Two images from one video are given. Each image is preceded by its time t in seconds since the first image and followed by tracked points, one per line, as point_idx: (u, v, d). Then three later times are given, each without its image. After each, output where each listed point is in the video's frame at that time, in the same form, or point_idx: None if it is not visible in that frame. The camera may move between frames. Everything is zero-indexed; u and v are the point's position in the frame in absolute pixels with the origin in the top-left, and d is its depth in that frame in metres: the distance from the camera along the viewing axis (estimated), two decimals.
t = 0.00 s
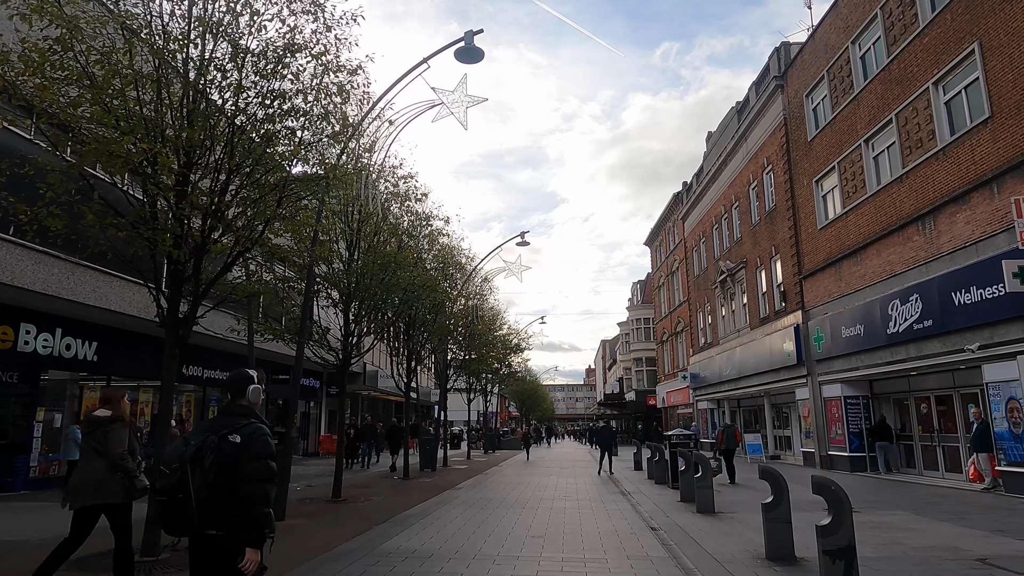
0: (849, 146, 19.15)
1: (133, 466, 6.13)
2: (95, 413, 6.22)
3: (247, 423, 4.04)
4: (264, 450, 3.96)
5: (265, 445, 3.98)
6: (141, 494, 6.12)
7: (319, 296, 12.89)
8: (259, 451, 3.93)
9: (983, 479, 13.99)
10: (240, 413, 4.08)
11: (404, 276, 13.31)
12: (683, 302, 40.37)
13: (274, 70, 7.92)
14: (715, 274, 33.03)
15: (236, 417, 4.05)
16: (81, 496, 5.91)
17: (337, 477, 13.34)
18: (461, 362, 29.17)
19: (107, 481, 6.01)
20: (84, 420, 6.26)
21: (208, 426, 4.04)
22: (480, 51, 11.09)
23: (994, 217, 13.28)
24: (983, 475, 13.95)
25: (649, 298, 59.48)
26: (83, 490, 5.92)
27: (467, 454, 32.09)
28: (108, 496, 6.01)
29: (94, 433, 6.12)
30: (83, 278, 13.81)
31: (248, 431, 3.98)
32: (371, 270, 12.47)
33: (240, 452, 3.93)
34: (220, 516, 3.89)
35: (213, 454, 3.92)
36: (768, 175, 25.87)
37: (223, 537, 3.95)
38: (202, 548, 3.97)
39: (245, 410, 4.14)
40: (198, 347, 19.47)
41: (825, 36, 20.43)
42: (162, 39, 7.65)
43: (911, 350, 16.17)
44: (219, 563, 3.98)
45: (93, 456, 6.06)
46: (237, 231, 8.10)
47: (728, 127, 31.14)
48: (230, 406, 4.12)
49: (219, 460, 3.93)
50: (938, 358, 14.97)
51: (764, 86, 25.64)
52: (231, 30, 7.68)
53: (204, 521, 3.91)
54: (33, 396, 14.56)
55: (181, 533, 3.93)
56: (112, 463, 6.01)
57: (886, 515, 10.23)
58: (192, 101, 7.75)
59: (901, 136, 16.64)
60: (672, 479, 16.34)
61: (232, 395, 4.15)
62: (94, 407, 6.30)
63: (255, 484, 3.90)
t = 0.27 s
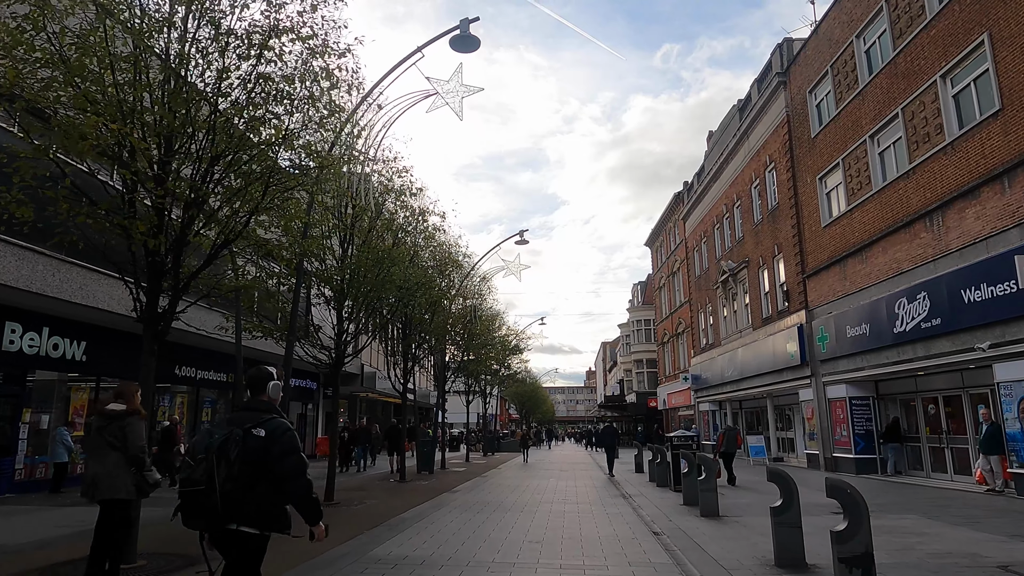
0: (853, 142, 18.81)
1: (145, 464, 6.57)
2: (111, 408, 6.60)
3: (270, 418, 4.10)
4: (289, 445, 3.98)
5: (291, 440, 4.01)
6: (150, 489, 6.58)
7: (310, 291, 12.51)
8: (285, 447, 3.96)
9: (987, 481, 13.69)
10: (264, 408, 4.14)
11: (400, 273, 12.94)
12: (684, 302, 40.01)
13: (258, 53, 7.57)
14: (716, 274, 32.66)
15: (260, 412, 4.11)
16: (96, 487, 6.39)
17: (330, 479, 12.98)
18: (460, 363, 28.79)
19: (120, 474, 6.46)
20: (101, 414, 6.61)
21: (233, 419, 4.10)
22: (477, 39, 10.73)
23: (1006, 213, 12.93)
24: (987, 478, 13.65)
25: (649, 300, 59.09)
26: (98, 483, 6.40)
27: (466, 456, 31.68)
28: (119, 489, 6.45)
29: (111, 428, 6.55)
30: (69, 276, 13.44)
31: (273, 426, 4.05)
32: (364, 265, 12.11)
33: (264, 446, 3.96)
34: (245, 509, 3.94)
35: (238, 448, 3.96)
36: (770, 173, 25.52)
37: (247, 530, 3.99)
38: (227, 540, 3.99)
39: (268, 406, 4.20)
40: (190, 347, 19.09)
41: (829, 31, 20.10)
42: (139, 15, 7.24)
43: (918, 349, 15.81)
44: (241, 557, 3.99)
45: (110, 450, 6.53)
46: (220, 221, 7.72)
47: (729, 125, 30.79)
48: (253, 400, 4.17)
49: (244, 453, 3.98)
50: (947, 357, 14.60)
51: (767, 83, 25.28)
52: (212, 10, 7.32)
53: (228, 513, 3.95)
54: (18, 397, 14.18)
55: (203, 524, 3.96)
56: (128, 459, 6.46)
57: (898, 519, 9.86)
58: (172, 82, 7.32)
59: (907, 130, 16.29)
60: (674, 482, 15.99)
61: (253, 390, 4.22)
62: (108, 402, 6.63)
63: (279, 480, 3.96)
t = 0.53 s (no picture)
0: (862, 139, 18.40)
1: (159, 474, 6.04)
2: (123, 416, 6.09)
3: (296, 427, 3.85)
4: (317, 454, 3.75)
5: (317, 449, 3.78)
6: (164, 500, 6.04)
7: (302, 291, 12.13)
8: (312, 456, 3.73)
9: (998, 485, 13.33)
10: (290, 416, 3.90)
11: (397, 271, 12.57)
12: (688, 303, 39.61)
13: (243, 38, 7.20)
14: (721, 275, 32.23)
15: (286, 421, 3.87)
16: (107, 499, 5.88)
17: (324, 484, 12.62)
18: (461, 365, 28.41)
19: (135, 485, 5.93)
20: (112, 422, 6.14)
21: (259, 429, 3.84)
22: (476, 30, 10.38)
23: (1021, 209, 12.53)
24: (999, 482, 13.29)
25: (652, 301, 58.68)
26: (109, 494, 5.89)
27: (467, 459, 31.29)
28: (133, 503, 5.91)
29: (123, 436, 6.05)
30: (57, 275, 13.09)
31: (301, 435, 3.80)
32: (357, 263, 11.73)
33: (291, 457, 3.71)
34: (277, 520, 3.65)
35: (265, 459, 3.69)
36: (776, 171, 25.11)
37: (280, 544, 3.71)
38: (259, 555, 3.70)
39: (293, 415, 3.97)
40: (184, 348, 18.68)
41: (836, 26, 19.71)
42: None
43: (930, 350, 15.38)
44: (276, 572, 3.69)
45: (122, 459, 6.01)
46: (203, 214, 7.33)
47: (733, 123, 30.40)
48: (279, 409, 3.95)
49: (272, 465, 3.71)
50: (960, 358, 14.19)
51: (772, 80, 24.88)
52: None
53: (260, 525, 3.65)
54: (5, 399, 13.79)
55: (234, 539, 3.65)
56: (140, 469, 5.93)
57: (914, 527, 9.48)
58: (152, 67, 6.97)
59: (917, 125, 15.89)
60: (679, 487, 15.58)
61: (276, 398, 3.99)
62: (121, 410, 6.17)
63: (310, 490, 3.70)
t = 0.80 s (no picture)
0: (867, 134, 18.09)
1: (169, 466, 6.56)
2: (133, 411, 6.65)
3: (314, 419, 3.99)
4: (332, 448, 3.87)
5: (333, 443, 3.90)
6: (175, 492, 6.56)
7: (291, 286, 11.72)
8: (327, 449, 3.85)
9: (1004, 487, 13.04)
10: (309, 411, 4.02)
11: (392, 267, 12.26)
12: (689, 303, 39.30)
13: (229, 19, 6.88)
14: (723, 274, 31.92)
15: (305, 415, 4.00)
16: (119, 492, 6.37)
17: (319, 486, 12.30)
18: (461, 365, 28.08)
19: (145, 477, 6.44)
20: (123, 418, 6.68)
21: (277, 421, 4.02)
22: (474, 18, 10.07)
23: None
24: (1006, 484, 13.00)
25: (653, 301, 58.32)
26: (122, 487, 6.39)
27: (466, 460, 30.93)
28: (144, 495, 6.42)
29: (133, 431, 6.58)
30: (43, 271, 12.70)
31: (318, 429, 3.93)
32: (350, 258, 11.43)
33: (305, 448, 3.85)
34: (286, 510, 3.83)
35: (279, 449, 3.86)
36: (779, 168, 24.79)
37: (289, 532, 3.88)
38: (266, 542, 3.90)
39: (312, 410, 4.09)
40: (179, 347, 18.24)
41: (840, 19, 19.40)
42: None
43: (938, 348, 15.06)
44: (285, 558, 3.88)
45: (132, 453, 6.51)
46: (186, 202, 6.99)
47: (735, 120, 30.09)
48: (298, 403, 4.08)
49: (287, 455, 3.89)
50: (970, 356, 13.86)
51: (775, 75, 24.56)
52: None
53: (271, 514, 3.85)
54: None
55: (244, 523, 3.88)
56: (149, 462, 6.44)
57: (926, 530, 9.19)
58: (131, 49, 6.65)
59: (925, 119, 15.58)
60: (681, 488, 15.27)
61: (298, 391, 4.10)
62: (131, 407, 6.72)
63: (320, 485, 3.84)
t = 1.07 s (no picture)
0: (874, 129, 17.75)
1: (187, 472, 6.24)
2: (153, 418, 6.36)
3: (349, 432, 4.01)
4: (366, 458, 3.89)
5: (367, 453, 3.93)
6: (195, 499, 6.24)
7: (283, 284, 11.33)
8: (361, 460, 3.87)
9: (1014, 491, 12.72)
10: (344, 423, 4.06)
11: (387, 263, 11.94)
12: (691, 302, 38.95)
13: None
14: (725, 273, 31.57)
15: (340, 427, 4.03)
16: (138, 500, 6.05)
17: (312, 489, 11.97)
18: (460, 365, 27.73)
19: (165, 484, 6.12)
20: (141, 425, 6.37)
21: (312, 434, 4.03)
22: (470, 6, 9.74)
23: None
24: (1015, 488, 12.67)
25: (654, 301, 57.96)
26: (141, 495, 6.05)
27: (466, 461, 30.56)
28: (164, 502, 6.10)
29: (152, 439, 6.25)
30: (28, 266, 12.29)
31: (353, 441, 3.96)
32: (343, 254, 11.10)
33: (342, 461, 3.87)
34: (328, 524, 3.83)
35: (318, 463, 3.87)
36: (783, 165, 24.44)
37: (331, 545, 3.89)
38: (309, 555, 3.91)
39: (347, 422, 4.13)
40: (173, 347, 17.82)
41: (846, 13, 19.07)
42: None
43: (948, 347, 14.72)
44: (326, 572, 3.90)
45: (150, 461, 6.18)
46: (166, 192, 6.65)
47: (738, 118, 29.75)
48: (332, 415, 4.12)
49: (325, 469, 3.89)
50: (981, 355, 13.52)
51: (778, 71, 24.23)
52: None
53: (314, 527, 3.87)
54: None
55: (288, 539, 3.87)
56: (168, 469, 6.11)
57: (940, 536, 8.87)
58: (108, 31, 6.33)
59: (934, 113, 15.24)
60: (685, 491, 14.93)
61: (332, 404, 4.16)
62: (149, 414, 6.44)
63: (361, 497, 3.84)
